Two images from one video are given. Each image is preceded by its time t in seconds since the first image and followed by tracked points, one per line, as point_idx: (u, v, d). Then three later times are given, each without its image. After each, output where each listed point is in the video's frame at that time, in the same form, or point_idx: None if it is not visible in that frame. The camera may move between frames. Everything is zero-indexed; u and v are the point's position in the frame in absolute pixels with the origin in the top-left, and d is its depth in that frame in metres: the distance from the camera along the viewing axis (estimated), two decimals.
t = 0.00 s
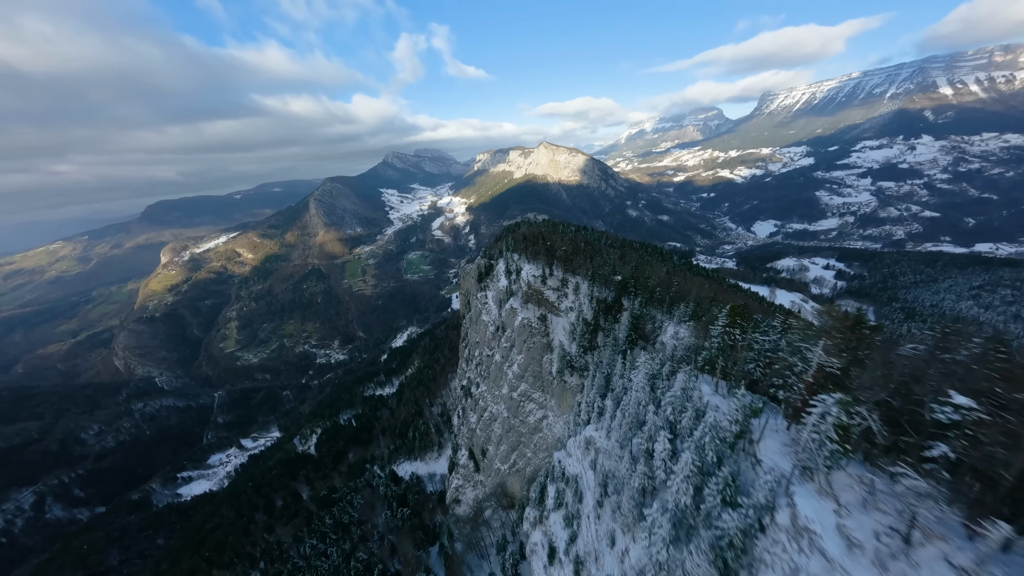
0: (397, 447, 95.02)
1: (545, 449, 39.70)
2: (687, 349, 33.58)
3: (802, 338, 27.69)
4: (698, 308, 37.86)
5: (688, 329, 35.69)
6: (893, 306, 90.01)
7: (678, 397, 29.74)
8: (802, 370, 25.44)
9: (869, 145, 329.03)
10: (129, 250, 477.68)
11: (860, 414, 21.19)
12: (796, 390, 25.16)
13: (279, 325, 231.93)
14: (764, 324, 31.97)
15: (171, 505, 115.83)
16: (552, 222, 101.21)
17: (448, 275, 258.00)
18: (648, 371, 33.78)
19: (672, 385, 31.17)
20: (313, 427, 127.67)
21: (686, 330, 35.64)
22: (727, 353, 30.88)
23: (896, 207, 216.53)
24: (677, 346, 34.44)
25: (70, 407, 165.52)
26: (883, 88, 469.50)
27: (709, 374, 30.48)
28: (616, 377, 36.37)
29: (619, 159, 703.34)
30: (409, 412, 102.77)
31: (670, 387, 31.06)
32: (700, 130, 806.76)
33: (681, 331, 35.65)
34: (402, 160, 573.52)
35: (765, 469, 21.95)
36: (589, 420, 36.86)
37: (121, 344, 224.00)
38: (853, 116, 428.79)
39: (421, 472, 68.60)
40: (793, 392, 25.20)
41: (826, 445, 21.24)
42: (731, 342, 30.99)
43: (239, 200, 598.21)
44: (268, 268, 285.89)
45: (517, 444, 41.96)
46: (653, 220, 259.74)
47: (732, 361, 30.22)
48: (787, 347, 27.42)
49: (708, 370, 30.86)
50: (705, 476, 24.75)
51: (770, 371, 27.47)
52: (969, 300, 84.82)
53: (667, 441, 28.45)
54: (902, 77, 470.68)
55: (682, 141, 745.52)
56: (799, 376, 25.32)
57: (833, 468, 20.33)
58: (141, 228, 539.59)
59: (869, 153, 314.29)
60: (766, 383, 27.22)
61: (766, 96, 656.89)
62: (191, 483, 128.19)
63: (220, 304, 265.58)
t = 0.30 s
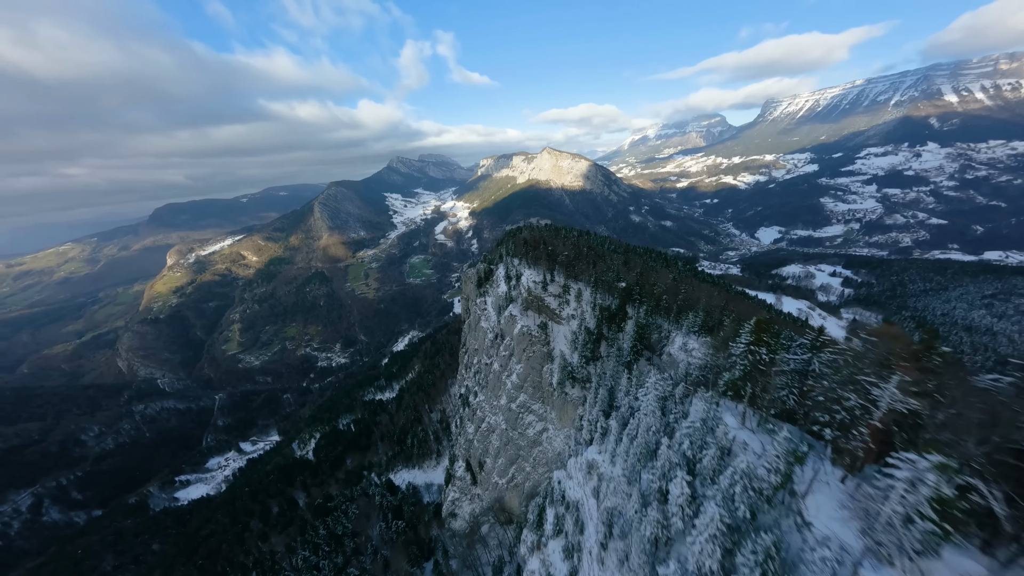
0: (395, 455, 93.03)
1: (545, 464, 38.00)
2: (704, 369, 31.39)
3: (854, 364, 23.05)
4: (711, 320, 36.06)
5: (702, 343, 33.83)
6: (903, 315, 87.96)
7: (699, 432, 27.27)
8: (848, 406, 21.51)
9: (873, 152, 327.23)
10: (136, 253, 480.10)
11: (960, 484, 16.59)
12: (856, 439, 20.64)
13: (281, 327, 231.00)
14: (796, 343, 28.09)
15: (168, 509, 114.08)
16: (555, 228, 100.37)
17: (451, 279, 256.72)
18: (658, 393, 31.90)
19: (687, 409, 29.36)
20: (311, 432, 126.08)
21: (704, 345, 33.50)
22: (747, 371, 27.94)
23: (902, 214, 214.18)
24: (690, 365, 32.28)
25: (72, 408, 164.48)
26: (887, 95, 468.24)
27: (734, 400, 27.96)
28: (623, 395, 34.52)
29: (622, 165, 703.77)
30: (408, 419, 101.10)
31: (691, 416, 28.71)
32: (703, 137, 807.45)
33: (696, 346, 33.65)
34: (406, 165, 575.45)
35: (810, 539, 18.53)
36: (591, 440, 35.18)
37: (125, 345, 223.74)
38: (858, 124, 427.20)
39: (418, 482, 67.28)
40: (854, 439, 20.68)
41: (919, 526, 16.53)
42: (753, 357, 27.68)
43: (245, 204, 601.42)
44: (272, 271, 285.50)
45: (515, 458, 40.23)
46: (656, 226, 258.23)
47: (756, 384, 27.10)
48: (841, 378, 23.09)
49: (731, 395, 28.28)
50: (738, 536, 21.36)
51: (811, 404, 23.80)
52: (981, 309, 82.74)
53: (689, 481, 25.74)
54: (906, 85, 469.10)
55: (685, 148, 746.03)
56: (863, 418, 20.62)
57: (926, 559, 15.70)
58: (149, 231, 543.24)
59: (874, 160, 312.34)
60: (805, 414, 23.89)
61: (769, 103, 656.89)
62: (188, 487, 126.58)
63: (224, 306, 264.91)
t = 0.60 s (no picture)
0: (393, 461, 91.14)
1: (544, 480, 36.28)
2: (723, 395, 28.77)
3: (938, 411, 20.41)
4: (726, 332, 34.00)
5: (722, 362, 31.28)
6: (915, 325, 85.67)
7: (725, 479, 24.38)
8: (930, 463, 18.90)
9: (880, 159, 324.85)
10: (145, 254, 483.20)
11: None
12: (962, 522, 16.67)
13: (284, 329, 230.25)
14: (823, 362, 27.29)
15: (165, 512, 112.49)
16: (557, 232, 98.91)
17: (454, 283, 255.49)
18: (672, 421, 29.93)
19: (709, 440, 27.03)
20: (311, 435, 124.56)
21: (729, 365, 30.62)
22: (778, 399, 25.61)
23: (910, 222, 211.57)
24: (709, 388, 29.64)
25: (74, 408, 163.66)
26: (893, 103, 465.85)
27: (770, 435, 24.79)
28: (631, 416, 32.67)
29: (626, 171, 703.16)
30: (407, 424, 99.44)
31: (715, 456, 25.95)
32: (707, 144, 807.14)
33: (717, 364, 31.07)
34: (411, 170, 577.54)
35: None
36: (593, 464, 33.40)
37: (130, 345, 223.94)
38: (863, 131, 424.77)
39: (414, 492, 66.26)
40: (957, 521, 16.83)
41: None
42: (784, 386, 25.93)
43: (253, 207, 605.29)
44: (276, 273, 285.31)
45: (513, 472, 38.52)
46: (660, 232, 256.72)
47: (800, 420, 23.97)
48: (920, 426, 20.51)
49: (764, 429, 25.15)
50: None
51: (865, 442, 21.43)
52: (996, 320, 80.63)
53: (715, 545, 22.75)
54: (912, 92, 466.71)
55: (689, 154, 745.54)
56: (974, 494, 16.98)
57: None
58: (158, 232, 547.41)
59: (881, 168, 309.79)
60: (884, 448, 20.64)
61: (773, 110, 656.40)
62: (187, 490, 125.26)
63: (229, 308, 264.75)
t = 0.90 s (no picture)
0: (391, 468, 89.40)
1: (544, 498, 34.47)
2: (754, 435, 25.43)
3: None
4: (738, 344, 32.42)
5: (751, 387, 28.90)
6: (929, 336, 83.15)
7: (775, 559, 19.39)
8: None
9: (888, 167, 321.77)
10: (154, 255, 486.14)
11: None
12: None
13: (288, 331, 229.46)
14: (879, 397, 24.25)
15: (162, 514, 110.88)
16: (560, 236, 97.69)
17: (457, 287, 254.15)
18: (691, 460, 26.98)
19: (736, 488, 23.76)
20: (310, 439, 122.99)
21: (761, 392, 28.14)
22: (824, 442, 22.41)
23: (920, 230, 208.54)
24: (734, 420, 26.69)
25: (78, 407, 163.13)
26: (901, 111, 462.70)
27: (828, 496, 20.58)
28: (643, 442, 30.48)
29: (631, 177, 702.31)
30: (406, 430, 97.79)
31: (748, 517, 22.00)
32: (712, 150, 805.68)
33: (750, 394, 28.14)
34: (417, 174, 579.30)
35: None
36: (597, 494, 31.43)
37: (136, 345, 224.10)
38: (871, 139, 421.44)
39: (411, 503, 65.15)
40: None
41: None
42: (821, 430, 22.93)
43: (261, 209, 609.11)
44: (281, 275, 285.22)
45: (511, 488, 36.75)
46: (665, 238, 254.80)
47: (870, 481, 19.63)
48: None
49: (814, 485, 21.27)
50: None
51: (963, 520, 16.82)
52: (1014, 332, 78.20)
53: None
54: (920, 100, 463.29)
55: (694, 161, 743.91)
56: None
57: None
58: (168, 233, 551.62)
59: (889, 175, 306.61)
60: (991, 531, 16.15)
61: (779, 117, 654.64)
62: (185, 492, 123.87)
63: (234, 309, 264.84)
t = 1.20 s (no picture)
0: (388, 475, 87.52)
1: (541, 518, 32.61)
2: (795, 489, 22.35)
3: None
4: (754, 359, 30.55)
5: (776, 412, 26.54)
6: (943, 349, 80.87)
7: None
8: None
9: (896, 175, 318.25)
10: (164, 255, 488.97)
11: None
12: None
13: (292, 332, 229.03)
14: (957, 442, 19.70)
15: (160, 516, 109.11)
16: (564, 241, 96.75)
17: (460, 290, 252.96)
18: (714, 518, 24.62)
19: (774, 558, 21.32)
20: (309, 442, 121.58)
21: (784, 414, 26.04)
22: (900, 515, 18.47)
23: (930, 239, 205.00)
24: (764, 463, 24.10)
25: (82, 405, 163.23)
26: (910, 119, 458.96)
27: None
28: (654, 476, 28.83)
29: (636, 183, 700.90)
30: (405, 436, 95.91)
31: None
32: (718, 157, 804.00)
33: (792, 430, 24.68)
34: (422, 178, 581.55)
35: None
36: (599, 530, 29.64)
37: (142, 344, 224.78)
38: (879, 147, 417.78)
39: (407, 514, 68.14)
40: None
41: None
42: (888, 494, 19.23)
43: (269, 212, 613.99)
44: (286, 277, 285.37)
45: (507, 507, 35.01)
46: (669, 244, 252.46)
47: None
48: None
49: None
50: None
51: None
52: None
53: None
54: (930, 109, 459.14)
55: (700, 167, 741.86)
56: None
57: None
58: (178, 233, 555.75)
59: (897, 184, 303.04)
60: None
61: (786, 125, 652.55)
62: (184, 493, 122.72)
63: (240, 310, 265.31)
